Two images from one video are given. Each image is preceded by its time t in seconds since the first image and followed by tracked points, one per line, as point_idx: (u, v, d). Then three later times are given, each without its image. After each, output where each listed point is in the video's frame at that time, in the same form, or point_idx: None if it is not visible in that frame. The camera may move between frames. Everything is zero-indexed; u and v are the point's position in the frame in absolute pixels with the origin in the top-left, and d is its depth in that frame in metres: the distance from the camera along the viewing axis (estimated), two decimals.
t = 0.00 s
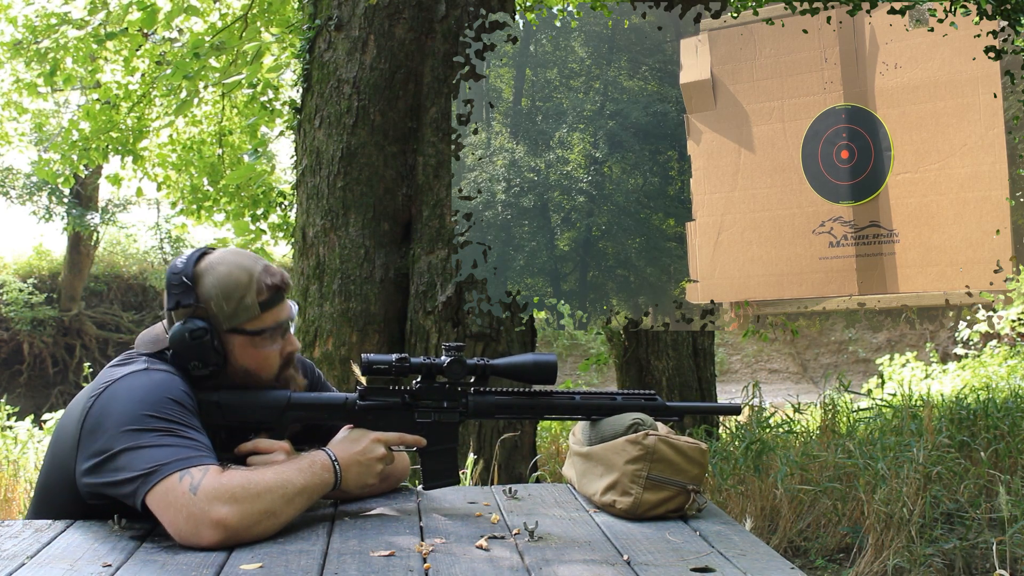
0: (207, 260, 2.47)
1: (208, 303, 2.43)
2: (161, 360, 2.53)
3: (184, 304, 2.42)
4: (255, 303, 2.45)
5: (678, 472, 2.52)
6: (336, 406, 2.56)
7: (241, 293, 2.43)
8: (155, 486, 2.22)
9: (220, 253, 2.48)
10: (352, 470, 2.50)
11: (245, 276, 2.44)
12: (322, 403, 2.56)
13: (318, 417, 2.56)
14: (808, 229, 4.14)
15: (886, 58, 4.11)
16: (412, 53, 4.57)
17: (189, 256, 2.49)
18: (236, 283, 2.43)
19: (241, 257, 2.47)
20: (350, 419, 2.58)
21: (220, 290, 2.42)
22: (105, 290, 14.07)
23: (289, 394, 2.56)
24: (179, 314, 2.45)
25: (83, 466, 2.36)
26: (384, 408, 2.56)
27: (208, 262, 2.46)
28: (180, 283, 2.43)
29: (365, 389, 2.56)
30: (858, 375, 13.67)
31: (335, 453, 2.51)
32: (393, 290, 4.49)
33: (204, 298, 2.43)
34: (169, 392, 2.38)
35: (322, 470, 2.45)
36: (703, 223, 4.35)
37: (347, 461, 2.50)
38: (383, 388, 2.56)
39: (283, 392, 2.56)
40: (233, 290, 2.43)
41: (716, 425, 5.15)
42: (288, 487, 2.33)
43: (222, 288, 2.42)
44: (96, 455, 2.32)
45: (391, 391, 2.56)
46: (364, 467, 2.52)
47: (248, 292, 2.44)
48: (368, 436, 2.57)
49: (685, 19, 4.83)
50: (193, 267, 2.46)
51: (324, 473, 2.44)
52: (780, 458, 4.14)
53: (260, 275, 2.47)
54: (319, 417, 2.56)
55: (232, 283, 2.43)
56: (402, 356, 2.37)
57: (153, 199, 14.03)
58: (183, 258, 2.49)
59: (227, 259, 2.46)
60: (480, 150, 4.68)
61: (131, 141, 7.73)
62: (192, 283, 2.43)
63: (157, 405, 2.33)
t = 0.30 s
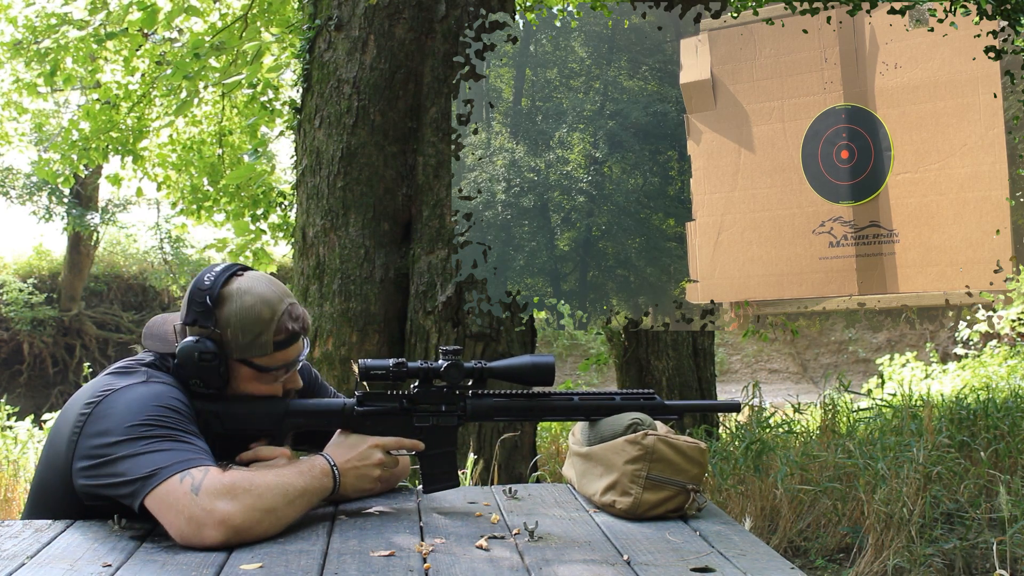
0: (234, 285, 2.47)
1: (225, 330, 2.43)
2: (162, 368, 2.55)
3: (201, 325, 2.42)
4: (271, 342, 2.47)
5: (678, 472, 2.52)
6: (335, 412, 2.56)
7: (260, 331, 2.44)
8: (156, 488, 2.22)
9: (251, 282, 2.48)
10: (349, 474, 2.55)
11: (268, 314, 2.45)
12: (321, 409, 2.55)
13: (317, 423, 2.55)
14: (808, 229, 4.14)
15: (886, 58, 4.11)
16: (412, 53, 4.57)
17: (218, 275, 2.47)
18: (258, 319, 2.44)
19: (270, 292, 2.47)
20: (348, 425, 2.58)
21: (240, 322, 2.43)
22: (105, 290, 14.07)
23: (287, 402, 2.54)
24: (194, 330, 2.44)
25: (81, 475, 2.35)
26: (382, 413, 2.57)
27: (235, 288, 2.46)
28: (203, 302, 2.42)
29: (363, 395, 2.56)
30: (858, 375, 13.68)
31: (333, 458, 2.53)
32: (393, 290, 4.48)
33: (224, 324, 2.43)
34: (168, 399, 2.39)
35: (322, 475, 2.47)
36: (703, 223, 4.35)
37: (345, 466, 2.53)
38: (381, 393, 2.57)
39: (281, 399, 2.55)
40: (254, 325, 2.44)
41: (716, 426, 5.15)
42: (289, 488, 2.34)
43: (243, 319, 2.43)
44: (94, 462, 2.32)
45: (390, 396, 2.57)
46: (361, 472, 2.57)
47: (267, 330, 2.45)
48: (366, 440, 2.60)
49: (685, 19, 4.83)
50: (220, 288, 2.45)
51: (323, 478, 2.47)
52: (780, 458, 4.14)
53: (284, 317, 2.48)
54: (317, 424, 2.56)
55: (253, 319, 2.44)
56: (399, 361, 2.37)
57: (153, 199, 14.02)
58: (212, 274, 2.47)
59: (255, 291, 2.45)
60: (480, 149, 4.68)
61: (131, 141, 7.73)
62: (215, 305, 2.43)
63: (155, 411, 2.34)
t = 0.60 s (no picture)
0: (235, 300, 2.43)
1: (225, 346, 2.41)
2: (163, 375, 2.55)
3: (201, 340, 2.39)
4: (270, 358, 2.44)
5: (678, 471, 2.52)
6: (333, 420, 2.57)
7: (259, 348, 2.42)
8: (159, 488, 2.22)
9: (252, 297, 2.43)
10: (352, 482, 2.54)
11: (268, 331, 2.42)
12: (320, 417, 2.56)
13: (316, 431, 2.56)
14: (808, 229, 4.14)
15: (886, 58, 4.11)
16: (412, 53, 4.57)
17: (220, 288, 2.43)
18: (257, 336, 2.42)
19: (272, 309, 2.43)
20: (348, 433, 2.59)
21: (240, 338, 2.41)
22: (105, 290, 14.07)
23: (286, 411, 2.54)
24: (193, 343, 2.42)
25: (81, 482, 2.36)
26: (381, 420, 2.58)
27: (236, 302, 2.42)
28: (203, 317, 2.39)
29: (360, 403, 2.57)
30: (858, 376, 13.68)
31: (337, 464, 2.54)
32: (393, 290, 4.48)
33: (224, 340, 2.41)
34: (167, 404, 2.40)
35: (326, 481, 2.47)
36: (703, 223, 4.35)
37: (347, 473, 2.53)
38: (380, 400, 2.57)
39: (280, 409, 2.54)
40: (253, 342, 2.41)
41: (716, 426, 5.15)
42: (294, 489, 2.36)
43: (242, 336, 2.41)
44: (95, 466, 2.32)
45: (387, 403, 2.57)
46: (364, 479, 2.55)
47: (266, 348, 2.43)
48: (366, 447, 2.57)
49: (685, 19, 4.83)
50: (221, 303, 2.42)
51: (326, 483, 2.47)
52: (780, 458, 4.14)
53: (284, 334, 2.46)
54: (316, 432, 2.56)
55: (253, 336, 2.41)
56: (396, 366, 2.37)
57: (153, 199, 14.01)
58: (214, 287, 2.43)
59: (256, 308, 2.42)
60: (480, 149, 4.68)
61: (131, 141, 7.73)
62: (214, 321, 2.40)
63: (154, 414, 2.34)
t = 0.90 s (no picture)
0: (235, 304, 2.42)
1: (225, 351, 2.41)
2: (160, 379, 2.55)
3: (201, 345, 2.38)
4: (271, 363, 2.45)
5: (677, 471, 2.52)
6: (333, 423, 2.56)
7: (260, 352, 2.42)
8: (162, 488, 2.22)
9: (252, 301, 2.43)
10: (353, 485, 2.53)
11: (269, 335, 2.42)
12: (319, 420, 2.55)
13: (315, 434, 2.55)
14: (808, 229, 4.14)
15: (886, 58, 4.11)
16: (412, 52, 4.57)
17: (219, 292, 2.42)
18: (258, 341, 2.41)
19: (272, 313, 2.43)
20: (348, 435, 2.59)
21: (240, 343, 2.40)
22: (105, 290, 14.07)
23: (284, 414, 2.54)
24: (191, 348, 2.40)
25: (81, 488, 2.35)
26: (381, 423, 2.58)
27: (236, 307, 2.41)
28: (203, 322, 2.37)
29: (360, 405, 2.57)
30: (858, 376, 13.68)
31: (337, 467, 2.53)
32: (393, 290, 4.48)
33: (224, 345, 2.40)
34: (166, 407, 2.40)
35: (327, 483, 2.46)
36: (703, 223, 4.35)
37: (347, 475, 2.52)
38: (379, 402, 2.57)
39: (278, 412, 2.54)
40: (254, 347, 2.41)
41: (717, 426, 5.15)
42: (299, 489, 2.36)
43: (243, 340, 2.40)
44: (96, 469, 2.32)
45: (387, 405, 2.57)
46: (364, 481, 2.54)
47: (267, 352, 2.43)
48: (367, 450, 2.57)
49: (685, 19, 4.83)
50: (221, 308, 2.41)
51: (328, 485, 2.46)
52: (780, 458, 4.14)
53: (284, 338, 2.46)
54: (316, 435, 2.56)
55: (253, 341, 2.40)
56: (395, 369, 2.36)
57: (153, 199, 14.01)
58: (213, 292, 2.42)
59: (256, 312, 2.41)
60: (480, 149, 4.68)
61: (131, 141, 7.73)
62: (215, 326, 2.39)
63: (154, 416, 2.34)
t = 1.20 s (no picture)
0: (234, 307, 2.41)
1: (225, 354, 2.40)
2: (158, 382, 2.55)
3: (201, 349, 2.36)
4: (270, 365, 2.44)
5: (677, 471, 2.52)
6: (333, 425, 2.57)
7: (260, 355, 2.42)
8: (164, 488, 2.21)
9: (251, 304, 2.42)
10: (354, 487, 2.52)
11: (268, 338, 2.42)
12: (319, 423, 2.56)
13: (315, 437, 2.56)
14: (808, 229, 4.14)
15: (886, 58, 4.11)
16: (412, 52, 4.57)
17: (218, 295, 2.40)
18: (258, 343, 2.41)
19: (271, 315, 2.43)
20: (348, 436, 2.59)
21: (240, 346, 2.40)
22: (105, 290, 14.07)
23: (284, 418, 2.55)
24: (190, 352, 2.39)
25: (81, 492, 2.35)
26: (381, 425, 2.58)
27: (236, 310, 2.40)
28: (203, 326, 2.36)
29: (360, 407, 2.56)
30: (858, 375, 13.68)
31: (338, 469, 2.52)
32: (393, 290, 4.48)
33: (224, 348, 2.40)
34: (166, 410, 2.40)
35: (328, 485, 2.46)
36: (703, 223, 4.36)
37: (348, 478, 2.51)
38: (378, 404, 2.57)
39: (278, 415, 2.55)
40: (254, 350, 2.41)
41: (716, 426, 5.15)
42: (302, 490, 2.36)
43: (242, 343, 2.40)
44: (97, 473, 2.31)
45: (386, 407, 2.57)
46: (365, 483, 2.53)
47: (267, 355, 2.42)
48: (367, 452, 2.57)
49: (685, 19, 4.83)
50: (220, 310, 2.39)
51: (330, 488, 2.46)
52: (780, 458, 4.14)
53: (284, 340, 2.46)
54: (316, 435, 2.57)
55: (253, 344, 2.40)
56: (395, 371, 2.37)
57: (153, 199, 14.01)
58: (212, 294, 2.40)
59: (256, 315, 2.40)
60: (480, 150, 4.68)
61: (131, 141, 7.74)
62: (214, 329, 2.37)
63: (154, 419, 2.34)
